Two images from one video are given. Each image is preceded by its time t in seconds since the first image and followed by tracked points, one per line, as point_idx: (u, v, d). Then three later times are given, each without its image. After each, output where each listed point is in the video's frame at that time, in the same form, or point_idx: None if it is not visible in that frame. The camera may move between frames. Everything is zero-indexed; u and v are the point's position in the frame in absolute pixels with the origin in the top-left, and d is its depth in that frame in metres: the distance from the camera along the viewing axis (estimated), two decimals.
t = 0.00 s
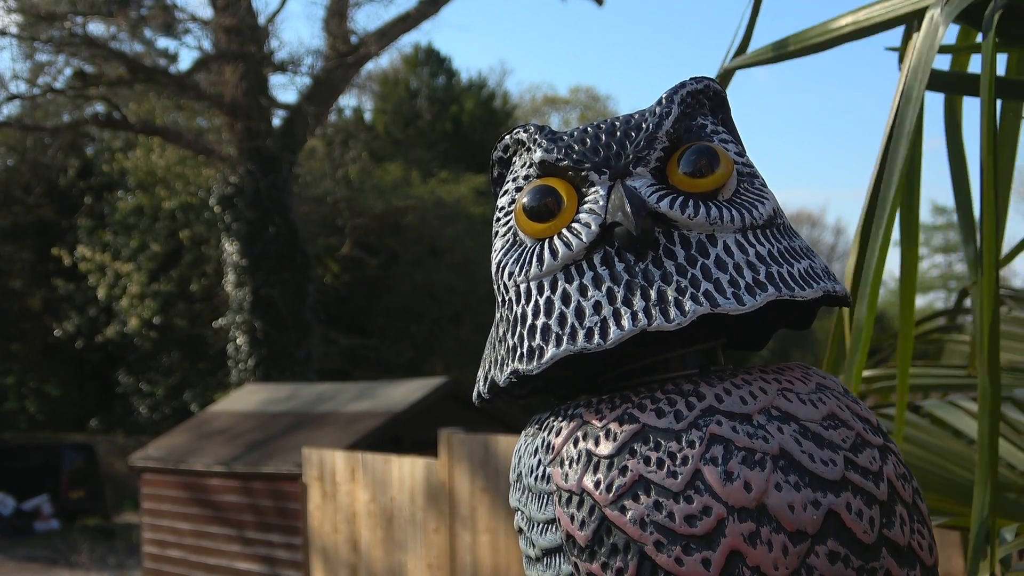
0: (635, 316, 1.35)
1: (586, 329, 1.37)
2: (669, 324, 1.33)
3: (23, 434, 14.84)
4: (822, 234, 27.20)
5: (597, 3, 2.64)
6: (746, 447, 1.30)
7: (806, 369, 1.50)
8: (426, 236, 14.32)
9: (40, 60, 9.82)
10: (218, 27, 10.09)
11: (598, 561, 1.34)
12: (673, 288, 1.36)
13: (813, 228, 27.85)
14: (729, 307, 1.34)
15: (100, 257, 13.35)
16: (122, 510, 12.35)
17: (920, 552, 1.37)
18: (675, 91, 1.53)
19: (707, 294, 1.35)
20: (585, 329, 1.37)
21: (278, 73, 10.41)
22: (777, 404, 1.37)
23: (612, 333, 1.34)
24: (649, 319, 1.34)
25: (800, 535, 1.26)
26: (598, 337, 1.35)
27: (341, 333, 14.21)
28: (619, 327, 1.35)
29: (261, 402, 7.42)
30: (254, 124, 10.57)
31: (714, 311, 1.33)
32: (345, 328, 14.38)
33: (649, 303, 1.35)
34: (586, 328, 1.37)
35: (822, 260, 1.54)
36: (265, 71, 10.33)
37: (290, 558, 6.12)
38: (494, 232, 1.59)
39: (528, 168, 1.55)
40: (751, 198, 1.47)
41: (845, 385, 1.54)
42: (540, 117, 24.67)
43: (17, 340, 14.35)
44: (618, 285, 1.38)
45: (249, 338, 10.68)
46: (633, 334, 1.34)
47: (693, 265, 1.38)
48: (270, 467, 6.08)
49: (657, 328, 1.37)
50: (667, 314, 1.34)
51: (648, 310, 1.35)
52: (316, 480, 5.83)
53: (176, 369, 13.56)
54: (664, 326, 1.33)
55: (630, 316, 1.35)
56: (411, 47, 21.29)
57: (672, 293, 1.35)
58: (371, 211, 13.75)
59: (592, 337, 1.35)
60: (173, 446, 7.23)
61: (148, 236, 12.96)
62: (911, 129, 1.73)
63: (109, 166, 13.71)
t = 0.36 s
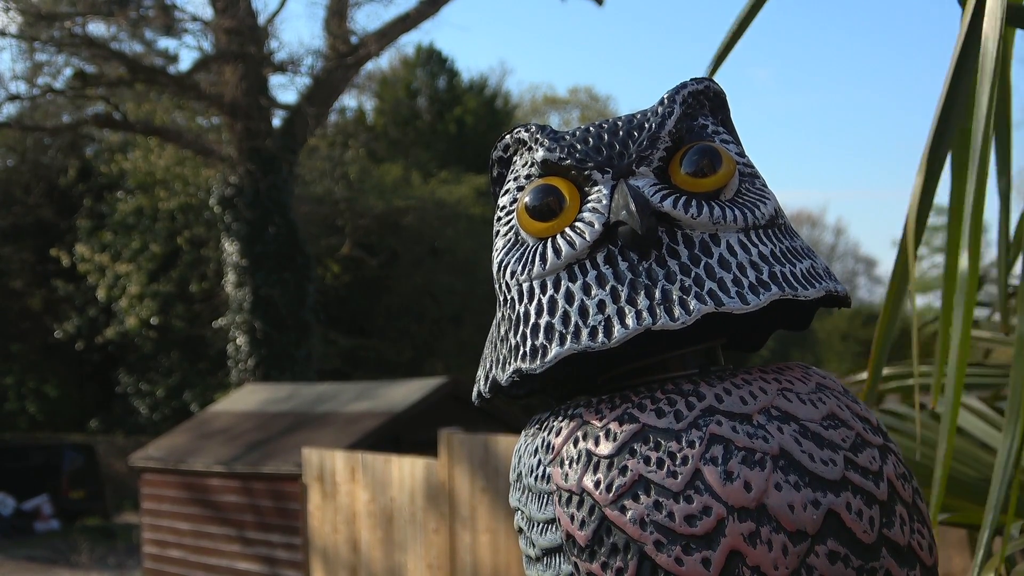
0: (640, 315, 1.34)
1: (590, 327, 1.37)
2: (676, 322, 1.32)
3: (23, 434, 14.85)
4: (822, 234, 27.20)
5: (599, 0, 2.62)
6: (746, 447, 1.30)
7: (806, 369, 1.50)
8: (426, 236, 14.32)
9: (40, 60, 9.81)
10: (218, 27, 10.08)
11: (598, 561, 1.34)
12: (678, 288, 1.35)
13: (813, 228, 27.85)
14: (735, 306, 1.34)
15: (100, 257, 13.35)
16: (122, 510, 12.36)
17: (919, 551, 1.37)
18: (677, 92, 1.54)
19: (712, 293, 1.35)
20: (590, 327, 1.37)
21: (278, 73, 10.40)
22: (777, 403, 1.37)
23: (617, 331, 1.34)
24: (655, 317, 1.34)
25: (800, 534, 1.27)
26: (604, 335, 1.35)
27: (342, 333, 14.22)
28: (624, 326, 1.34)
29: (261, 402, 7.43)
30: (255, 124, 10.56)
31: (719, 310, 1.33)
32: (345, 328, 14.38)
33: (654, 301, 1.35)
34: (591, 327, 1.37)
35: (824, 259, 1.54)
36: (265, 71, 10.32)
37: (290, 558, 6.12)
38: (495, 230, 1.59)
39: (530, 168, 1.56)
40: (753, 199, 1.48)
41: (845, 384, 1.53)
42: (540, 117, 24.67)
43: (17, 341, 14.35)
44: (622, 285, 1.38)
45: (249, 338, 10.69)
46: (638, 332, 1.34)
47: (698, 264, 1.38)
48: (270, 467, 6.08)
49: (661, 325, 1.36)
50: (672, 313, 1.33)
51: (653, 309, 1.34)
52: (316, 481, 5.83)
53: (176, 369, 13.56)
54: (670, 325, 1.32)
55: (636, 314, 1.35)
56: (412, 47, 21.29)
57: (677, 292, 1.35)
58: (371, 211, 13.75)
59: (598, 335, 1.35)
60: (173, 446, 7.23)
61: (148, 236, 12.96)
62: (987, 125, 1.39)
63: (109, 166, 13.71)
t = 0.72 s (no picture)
0: (640, 315, 1.34)
1: (590, 327, 1.37)
2: (675, 322, 1.32)
3: (23, 434, 14.84)
4: (822, 234, 27.19)
5: None
6: (746, 448, 1.30)
7: (806, 370, 1.50)
8: (426, 236, 14.32)
9: (39, 60, 9.81)
10: (217, 27, 10.07)
11: (598, 561, 1.34)
12: (678, 288, 1.35)
13: (813, 228, 27.84)
14: (734, 306, 1.34)
15: (100, 257, 13.34)
16: (122, 510, 12.36)
17: (919, 552, 1.37)
18: (676, 92, 1.54)
19: (712, 293, 1.35)
20: (589, 327, 1.37)
21: (278, 73, 10.39)
22: (777, 404, 1.37)
23: (617, 331, 1.34)
24: (654, 317, 1.34)
25: (800, 534, 1.26)
26: (603, 335, 1.35)
27: (342, 333, 14.22)
28: (624, 326, 1.34)
29: (261, 402, 7.43)
30: (254, 124, 10.56)
31: (719, 310, 1.33)
32: (345, 329, 14.38)
33: (654, 301, 1.35)
34: (591, 326, 1.37)
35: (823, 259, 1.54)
36: (265, 71, 10.31)
37: (290, 558, 6.12)
38: (495, 230, 1.59)
39: (530, 167, 1.55)
40: (753, 198, 1.48)
41: (845, 384, 1.53)
42: (540, 117, 24.67)
43: (17, 341, 14.35)
44: (622, 285, 1.38)
45: (249, 338, 10.70)
46: (638, 332, 1.34)
47: (697, 264, 1.38)
48: (270, 467, 6.08)
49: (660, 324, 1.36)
50: (672, 313, 1.33)
51: (652, 309, 1.34)
52: (316, 480, 5.83)
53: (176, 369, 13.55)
54: (669, 325, 1.32)
55: (635, 314, 1.35)
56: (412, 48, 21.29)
57: (676, 293, 1.35)
58: (371, 211, 13.74)
59: (597, 335, 1.35)
60: (173, 446, 7.23)
61: (148, 236, 12.96)
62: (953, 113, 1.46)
63: (109, 166, 13.71)
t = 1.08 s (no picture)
0: (639, 316, 1.34)
1: (590, 328, 1.37)
2: (675, 323, 1.32)
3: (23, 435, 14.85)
4: (822, 234, 27.23)
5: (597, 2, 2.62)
6: (746, 447, 1.30)
7: (806, 369, 1.50)
8: (426, 236, 14.33)
9: (39, 60, 9.81)
10: (218, 27, 10.06)
11: (598, 561, 1.34)
12: (678, 288, 1.35)
13: (813, 228, 27.87)
14: (733, 306, 1.34)
15: (100, 257, 13.34)
16: (122, 510, 12.37)
17: (919, 551, 1.37)
18: (675, 93, 1.53)
19: (712, 293, 1.35)
20: (589, 327, 1.37)
21: (278, 73, 10.40)
22: (777, 404, 1.37)
23: (616, 332, 1.34)
24: (654, 318, 1.34)
25: (800, 534, 1.26)
26: (603, 336, 1.35)
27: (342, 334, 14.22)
28: (624, 327, 1.34)
29: (261, 402, 7.43)
30: (254, 124, 10.56)
31: (719, 310, 1.33)
32: (344, 329, 14.38)
33: (653, 302, 1.35)
34: (590, 327, 1.37)
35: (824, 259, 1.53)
36: (265, 71, 10.32)
37: (290, 558, 6.12)
38: (495, 231, 1.59)
39: (530, 168, 1.55)
40: (753, 199, 1.48)
41: (845, 386, 1.53)
42: (540, 117, 24.68)
43: (17, 341, 14.35)
44: (622, 285, 1.38)
45: (249, 338, 10.70)
46: (637, 334, 1.34)
47: (697, 265, 1.38)
48: (270, 467, 6.08)
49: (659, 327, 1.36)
50: (672, 314, 1.33)
51: (653, 310, 1.34)
52: (316, 480, 5.82)
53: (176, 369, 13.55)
54: (669, 326, 1.32)
55: (635, 315, 1.35)
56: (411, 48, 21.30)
57: (676, 293, 1.35)
58: (371, 211, 13.75)
59: (597, 336, 1.35)
60: (173, 446, 7.23)
61: (148, 235, 12.96)
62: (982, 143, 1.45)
63: (109, 166, 13.71)
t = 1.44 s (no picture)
0: (640, 315, 1.35)
1: (590, 327, 1.37)
2: (675, 322, 1.32)
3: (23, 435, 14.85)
4: (822, 235, 27.24)
5: None
6: (746, 448, 1.30)
7: (806, 369, 1.50)
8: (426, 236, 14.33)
9: (39, 61, 9.81)
10: (218, 27, 10.05)
11: (598, 561, 1.34)
12: (678, 288, 1.35)
13: (813, 228, 27.88)
14: (734, 306, 1.34)
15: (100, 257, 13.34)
16: (122, 510, 12.36)
17: (920, 551, 1.37)
18: (677, 91, 1.54)
19: (712, 293, 1.35)
20: (590, 327, 1.37)
21: (278, 73, 10.39)
22: (777, 403, 1.37)
23: (617, 331, 1.34)
24: (655, 317, 1.34)
25: (800, 534, 1.26)
26: (604, 335, 1.35)
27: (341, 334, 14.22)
28: (625, 326, 1.34)
29: (261, 402, 7.43)
30: (255, 124, 10.56)
31: (719, 310, 1.33)
32: (344, 329, 14.39)
33: (655, 301, 1.35)
34: (591, 326, 1.37)
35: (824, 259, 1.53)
36: (265, 71, 10.31)
37: (290, 558, 6.12)
38: (495, 230, 1.59)
39: (530, 168, 1.55)
40: (753, 198, 1.48)
41: (847, 383, 1.53)
42: (540, 118, 24.67)
43: (17, 341, 14.35)
44: (622, 285, 1.38)
45: (249, 338, 10.70)
46: (638, 332, 1.34)
47: (697, 264, 1.38)
48: (270, 468, 6.08)
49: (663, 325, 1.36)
50: (672, 313, 1.33)
51: (653, 309, 1.35)
52: (316, 481, 5.82)
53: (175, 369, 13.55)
54: (670, 325, 1.33)
55: (636, 314, 1.35)
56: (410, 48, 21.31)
57: (677, 293, 1.35)
58: (371, 211, 13.75)
59: (597, 335, 1.35)
60: (173, 445, 7.23)
61: (148, 235, 12.96)
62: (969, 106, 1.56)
63: (108, 166, 13.71)
